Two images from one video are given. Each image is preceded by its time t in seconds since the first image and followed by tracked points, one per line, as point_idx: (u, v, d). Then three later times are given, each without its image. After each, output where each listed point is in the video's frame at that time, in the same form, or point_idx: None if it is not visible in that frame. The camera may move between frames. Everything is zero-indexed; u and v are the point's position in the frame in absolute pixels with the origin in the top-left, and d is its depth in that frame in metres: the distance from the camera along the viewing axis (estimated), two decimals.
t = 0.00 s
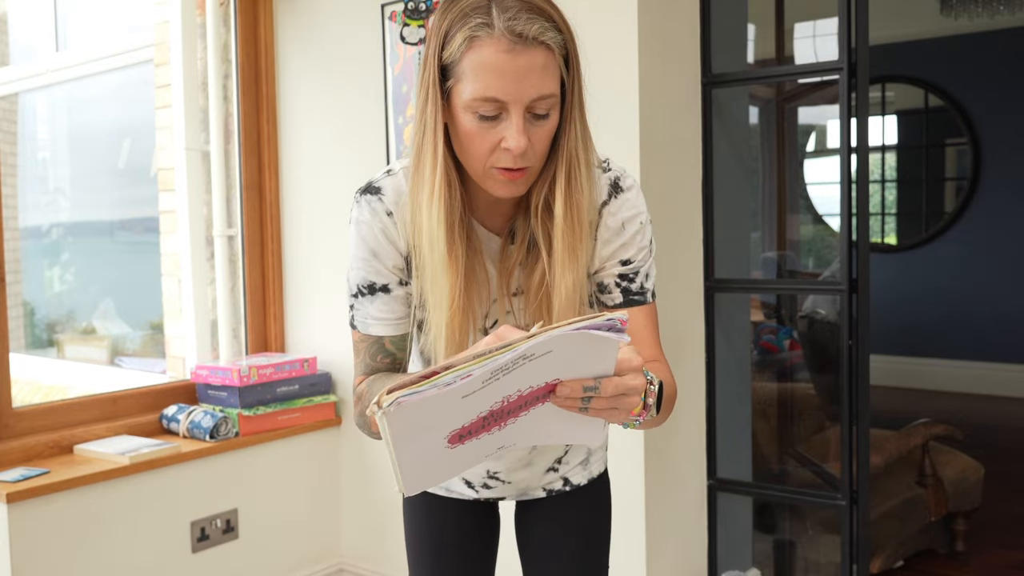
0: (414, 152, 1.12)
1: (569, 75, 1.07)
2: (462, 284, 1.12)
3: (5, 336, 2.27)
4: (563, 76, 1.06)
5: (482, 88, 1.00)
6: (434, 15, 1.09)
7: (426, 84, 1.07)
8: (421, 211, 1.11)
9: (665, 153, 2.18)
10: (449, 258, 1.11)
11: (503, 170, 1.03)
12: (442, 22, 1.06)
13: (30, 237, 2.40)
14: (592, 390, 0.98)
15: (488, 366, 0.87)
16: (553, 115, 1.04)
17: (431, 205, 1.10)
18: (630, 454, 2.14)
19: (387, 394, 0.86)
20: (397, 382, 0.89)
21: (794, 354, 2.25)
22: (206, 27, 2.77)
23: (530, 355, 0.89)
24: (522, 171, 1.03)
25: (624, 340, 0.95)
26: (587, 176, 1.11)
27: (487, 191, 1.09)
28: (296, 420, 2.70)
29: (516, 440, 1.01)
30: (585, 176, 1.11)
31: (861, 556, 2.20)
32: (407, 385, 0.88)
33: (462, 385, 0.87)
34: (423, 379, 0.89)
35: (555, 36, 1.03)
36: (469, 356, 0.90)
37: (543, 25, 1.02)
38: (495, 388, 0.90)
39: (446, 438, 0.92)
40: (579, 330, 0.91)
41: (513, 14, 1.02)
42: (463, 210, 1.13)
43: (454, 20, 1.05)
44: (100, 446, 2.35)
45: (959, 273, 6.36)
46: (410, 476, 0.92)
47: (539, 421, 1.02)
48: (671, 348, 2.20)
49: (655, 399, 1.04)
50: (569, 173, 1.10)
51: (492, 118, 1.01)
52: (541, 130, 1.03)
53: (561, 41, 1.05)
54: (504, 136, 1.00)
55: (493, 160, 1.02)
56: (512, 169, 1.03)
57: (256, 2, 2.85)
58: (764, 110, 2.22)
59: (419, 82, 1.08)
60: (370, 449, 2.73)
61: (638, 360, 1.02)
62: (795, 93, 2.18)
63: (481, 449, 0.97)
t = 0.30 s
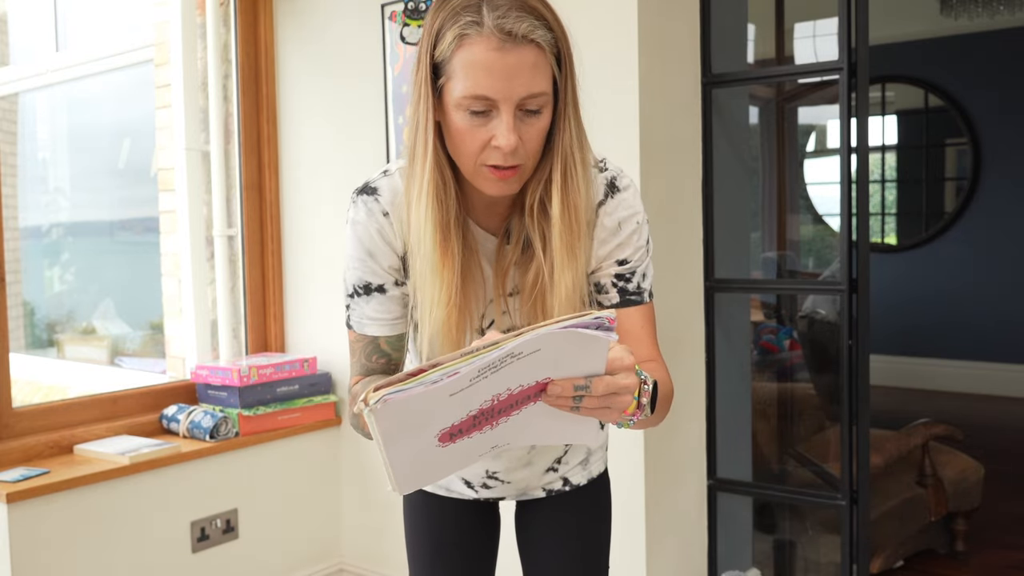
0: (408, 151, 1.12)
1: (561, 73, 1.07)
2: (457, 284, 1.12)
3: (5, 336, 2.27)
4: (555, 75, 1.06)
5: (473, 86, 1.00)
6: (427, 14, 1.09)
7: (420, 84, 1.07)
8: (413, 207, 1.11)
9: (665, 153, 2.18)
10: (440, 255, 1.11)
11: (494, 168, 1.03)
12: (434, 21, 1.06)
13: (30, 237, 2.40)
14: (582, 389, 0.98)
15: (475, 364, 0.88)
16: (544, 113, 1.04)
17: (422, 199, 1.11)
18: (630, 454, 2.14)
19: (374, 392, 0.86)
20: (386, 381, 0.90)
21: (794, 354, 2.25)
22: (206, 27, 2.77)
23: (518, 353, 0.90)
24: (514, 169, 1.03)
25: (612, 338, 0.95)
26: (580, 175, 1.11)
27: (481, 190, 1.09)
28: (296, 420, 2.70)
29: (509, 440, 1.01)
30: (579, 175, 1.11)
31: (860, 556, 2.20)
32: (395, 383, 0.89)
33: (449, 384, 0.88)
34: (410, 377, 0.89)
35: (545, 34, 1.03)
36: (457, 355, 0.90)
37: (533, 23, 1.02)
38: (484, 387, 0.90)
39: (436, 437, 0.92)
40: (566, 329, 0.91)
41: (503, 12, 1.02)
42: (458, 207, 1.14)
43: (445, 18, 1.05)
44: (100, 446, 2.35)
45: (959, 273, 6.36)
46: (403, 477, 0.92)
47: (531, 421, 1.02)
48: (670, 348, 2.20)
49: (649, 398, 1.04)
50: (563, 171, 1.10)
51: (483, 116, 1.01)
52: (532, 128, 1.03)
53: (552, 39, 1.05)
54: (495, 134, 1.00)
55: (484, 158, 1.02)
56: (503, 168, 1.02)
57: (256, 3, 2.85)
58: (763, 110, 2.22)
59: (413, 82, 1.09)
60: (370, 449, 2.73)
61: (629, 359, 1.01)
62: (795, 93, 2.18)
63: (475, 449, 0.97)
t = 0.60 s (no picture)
0: (405, 150, 1.12)
1: (557, 71, 1.07)
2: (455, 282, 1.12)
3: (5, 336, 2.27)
4: (550, 73, 1.06)
5: (467, 84, 1.00)
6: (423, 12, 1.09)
7: (415, 82, 1.08)
8: (411, 204, 1.11)
9: (665, 153, 2.18)
10: (438, 253, 1.11)
11: (489, 166, 1.02)
12: (430, 19, 1.07)
13: (30, 237, 2.40)
14: (581, 390, 0.98)
15: (475, 365, 0.88)
16: (540, 111, 1.04)
17: (419, 195, 1.10)
18: (630, 454, 2.14)
19: (375, 394, 0.86)
20: (385, 381, 0.90)
21: (794, 354, 2.25)
22: (206, 27, 2.77)
23: (517, 354, 0.90)
24: (510, 167, 1.03)
25: (611, 338, 0.95)
26: (577, 173, 1.11)
27: (477, 188, 1.09)
28: (296, 420, 2.70)
29: (509, 439, 1.02)
30: (576, 173, 1.11)
31: (861, 556, 2.20)
32: (395, 384, 0.89)
33: (450, 385, 0.88)
34: (410, 378, 0.89)
35: (538, 32, 1.03)
36: (457, 357, 0.90)
37: (526, 20, 1.02)
38: (484, 388, 0.90)
39: (437, 438, 0.92)
40: (566, 329, 0.91)
41: (497, 10, 1.02)
42: (455, 205, 1.14)
43: (441, 17, 1.05)
44: (99, 446, 2.35)
45: (958, 273, 6.36)
46: (404, 477, 0.92)
47: (531, 420, 1.02)
48: (670, 348, 2.20)
49: (649, 398, 1.04)
50: (559, 169, 1.10)
51: (477, 113, 1.01)
52: (527, 126, 1.03)
53: (546, 37, 1.04)
54: (489, 131, 1.00)
55: (479, 156, 1.02)
56: (499, 165, 1.02)
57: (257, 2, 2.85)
58: (763, 110, 2.22)
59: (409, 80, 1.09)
60: (370, 449, 2.74)
61: (629, 359, 1.02)
62: (795, 93, 2.18)
63: (475, 449, 0.97)
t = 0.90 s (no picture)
0: (406, 150, 1.12)
1: (558, 72, 1.07)
2: (457, 282, 1.12)
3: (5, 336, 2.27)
4: (551, 74, 1.06)
5: (471, 88, 1.00)
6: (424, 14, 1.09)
7: (417, 84, 1.07)
8: (412, 205, 1.11)
9: (665, 153, 2.18)
10: (440, 252, 1.11)
11: (493, 168, 1.03)
12: (431, 22, 1.06)
13: (30, 237, 2.40)
14: (582, 387, 0.98)
15: (476, 364, 0.88)
16: (542, 113, 1.04)
17: (421, 196, 1.10)
18: (631, 453, 2.14)
19: (376, 393, 0.86)
20: (386, 380, 0.90)
21: (794, 354, 2.25)
22: (206, 27, 2.77)
23: (517, 353, 0.90)
24: (513, 168, 1.03)
25: (611, 336, 0.95)
26: (577, 171, 1.11)
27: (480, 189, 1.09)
28: (296, 420, 2.70)
29: (510, 438, 1.01)
30: (576, 173, 1.11)
31: (860, 556, 2.20)
32: (396, 383, 0.89)
33: (450, 383, 0.88)
34: (411, 378, 0.89)
35: (541, 34, 1.03)
36: (457, 356, 0.90)
37: (529, 24, 1.02)
38: (485, 386, 0.90)
39: (438, 436, 0.93)
40: (566, 328, 0.91)
41: (500, 13, 1.02)
42: (457, 205, 1.14)
43: (442, 19, 1.05)
44: (100, 446, 2.35)
45: (959, 273, 6.36)
46: (405, 474, 0.93)
47: (531, 419, 1.02)
48: (671, 347, 2.20)
49: (649, 396, 1.03)
50: (560, 168, 1.10)
51: (481, 117, 1.01)
52: (530, 127, 1.03)
53: (548, 40, 1.04)
54: (493, 133, 1.00)
55: (483, 158, 1.02)
56: (502, 167, 1.03)
57: (256, 3, 2.85)
58: (763, 110, 2.22)
59: (411, 81, 1.09)
60: (370, 449, 2.74)
61: (629, 357, 1.02)
62: (795, 93, 2.18)
63: (476, 447, 0.97)
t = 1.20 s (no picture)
0: (409, 148, 1.12)
1: (563, 72, 1.07)
2: (460, 281, 1.12)
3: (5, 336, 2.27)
4: (557, 73, 1.06)
5: (476, 86, 1.00)
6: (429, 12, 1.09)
7: (422, 82, 1.07)
8: (417, 204, 1.11)
9: (666, 153, 2.18)
10: (443, 252, 1.11)
11: (498, 167, 1.03)
12: (436, 20, 1.06)
13: (30, 237, 2.40)
14: (587, 384, 0.98)
15: (481, 356, 0.88)
16: (547, 111, 1.04)
17: (425, 195, 1.11)
18: (631, 453, 2.14)
19: (381, 383, 0.87)
20: (392, 372, 0.90)
21: (794, 354, 2.25)
22: (206, 27, 2.77)
23: (523, 347, 0.90)
24: (517, 167, 1.03)
25: (618, 332, 0.95)
26: (582, 171, 1.11)
27: (484, 188, 1.09)
28: (296, 420, 2.70)
29: (513, 436, 1.01)
30: (580, 172, 1.11)
31: (861, 556, 2.20)
32: (401, 375, 0.89)
33: (455, 376, 0.88)
34: (416, 369, 0.90)
35: (547, 33, 1.03)
36: (463, 348, 0.90)
37: (535, 22, 1.02)
38: (491, 380, 0.90)
39: (442, 430, 0.93)
40: (572, 322, 0.91)
41: (506, 12, 1.02)
42: (460, 203, 1.13)
43: (448, 18, 1.05)
44: (100, 446, 2.35)
45: (959, 273, 6.36)
46: (407, 470, 0.93)
47: (533, 418, 1.02)
48: (671, 347, 2.20)
49: (653, 395, 1.03)
50: (564, 167, 1.10)
51: (486, 115, 1.01)
52: (535, 126, 1.03)
53: (554, 39, 1.04)
54: (499, 132, 1.00)
55: (488, 156, 1.02)
56: (507, 166, 1.03)
57: (256, 3, 2.85)
58: (764, 110, 2.22)
59: (415, 79, 1.09)
60: (370, 449, 2.74)
61: (635, 355, 1.02)
62: (795, 93, 2.18)
63: (479, 443, 0.98)
